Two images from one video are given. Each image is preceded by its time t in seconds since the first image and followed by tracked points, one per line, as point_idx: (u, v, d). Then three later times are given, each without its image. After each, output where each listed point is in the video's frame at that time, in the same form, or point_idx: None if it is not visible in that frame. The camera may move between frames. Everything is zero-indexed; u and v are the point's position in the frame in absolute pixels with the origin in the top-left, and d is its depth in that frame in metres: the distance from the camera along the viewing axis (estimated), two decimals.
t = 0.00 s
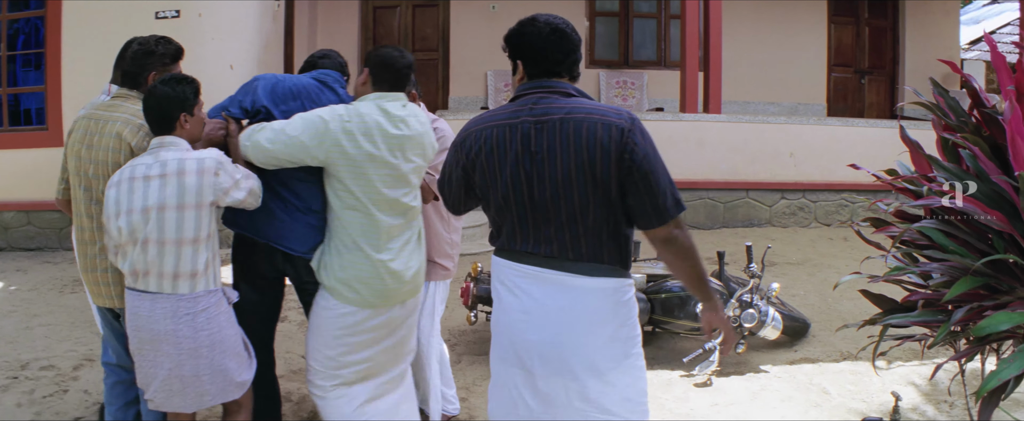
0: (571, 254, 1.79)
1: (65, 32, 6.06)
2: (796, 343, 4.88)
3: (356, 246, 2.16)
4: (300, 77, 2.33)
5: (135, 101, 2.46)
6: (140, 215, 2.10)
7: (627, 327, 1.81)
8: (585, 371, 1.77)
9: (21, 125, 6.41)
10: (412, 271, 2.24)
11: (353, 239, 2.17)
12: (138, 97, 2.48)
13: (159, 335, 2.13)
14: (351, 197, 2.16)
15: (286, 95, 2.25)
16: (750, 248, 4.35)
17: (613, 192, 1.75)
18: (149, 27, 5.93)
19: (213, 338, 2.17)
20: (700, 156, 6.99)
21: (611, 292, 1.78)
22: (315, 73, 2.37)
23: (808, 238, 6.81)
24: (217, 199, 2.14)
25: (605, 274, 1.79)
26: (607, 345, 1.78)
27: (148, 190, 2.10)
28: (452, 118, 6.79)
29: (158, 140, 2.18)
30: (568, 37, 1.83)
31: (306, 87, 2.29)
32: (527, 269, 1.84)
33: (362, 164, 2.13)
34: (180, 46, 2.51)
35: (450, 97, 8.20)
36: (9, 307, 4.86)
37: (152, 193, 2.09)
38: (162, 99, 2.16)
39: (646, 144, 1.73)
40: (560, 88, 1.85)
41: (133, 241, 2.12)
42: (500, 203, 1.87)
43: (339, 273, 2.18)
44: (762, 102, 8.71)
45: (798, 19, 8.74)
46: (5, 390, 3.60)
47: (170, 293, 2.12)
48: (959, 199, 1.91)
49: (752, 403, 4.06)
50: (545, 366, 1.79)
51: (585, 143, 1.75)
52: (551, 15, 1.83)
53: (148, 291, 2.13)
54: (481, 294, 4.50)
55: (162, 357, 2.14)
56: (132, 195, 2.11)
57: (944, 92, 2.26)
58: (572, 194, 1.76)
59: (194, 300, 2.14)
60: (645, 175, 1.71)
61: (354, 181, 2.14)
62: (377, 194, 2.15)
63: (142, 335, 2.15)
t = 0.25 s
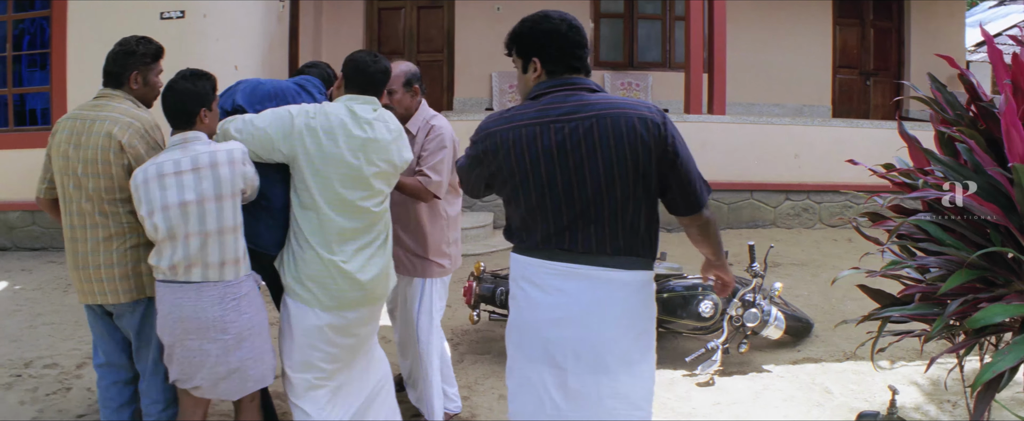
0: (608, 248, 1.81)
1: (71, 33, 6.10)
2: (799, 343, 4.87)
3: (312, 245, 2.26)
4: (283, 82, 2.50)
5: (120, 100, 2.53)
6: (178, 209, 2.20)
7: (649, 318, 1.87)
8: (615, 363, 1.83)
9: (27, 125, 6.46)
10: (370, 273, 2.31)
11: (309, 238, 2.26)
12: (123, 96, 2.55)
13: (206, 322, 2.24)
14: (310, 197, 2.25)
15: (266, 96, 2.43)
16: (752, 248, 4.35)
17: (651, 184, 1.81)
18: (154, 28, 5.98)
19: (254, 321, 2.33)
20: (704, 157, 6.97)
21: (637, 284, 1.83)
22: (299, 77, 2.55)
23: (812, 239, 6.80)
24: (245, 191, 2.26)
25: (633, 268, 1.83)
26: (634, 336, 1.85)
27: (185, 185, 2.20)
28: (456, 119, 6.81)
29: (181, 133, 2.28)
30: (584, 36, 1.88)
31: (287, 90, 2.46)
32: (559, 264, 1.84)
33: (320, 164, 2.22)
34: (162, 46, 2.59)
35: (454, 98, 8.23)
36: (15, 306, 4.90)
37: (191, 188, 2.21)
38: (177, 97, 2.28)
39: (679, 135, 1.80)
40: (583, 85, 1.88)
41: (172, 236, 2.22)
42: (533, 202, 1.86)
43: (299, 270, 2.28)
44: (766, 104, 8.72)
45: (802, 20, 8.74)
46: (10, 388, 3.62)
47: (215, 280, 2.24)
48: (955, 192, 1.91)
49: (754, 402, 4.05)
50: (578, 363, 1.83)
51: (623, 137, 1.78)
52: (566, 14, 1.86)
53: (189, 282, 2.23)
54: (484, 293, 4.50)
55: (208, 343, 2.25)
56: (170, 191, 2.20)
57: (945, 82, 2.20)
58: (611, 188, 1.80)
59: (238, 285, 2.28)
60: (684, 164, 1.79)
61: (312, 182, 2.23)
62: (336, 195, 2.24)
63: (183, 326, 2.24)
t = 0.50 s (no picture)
0: (629, 248, 1.84)
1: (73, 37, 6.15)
2: (799, 346, 4.86)
3: (304, 234, 2.35)
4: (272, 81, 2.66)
5: (110, 101, 2.55)
6: (191, 205, 2.25)
7: (664, 318, 1.89)
8: (631, 362, 1.85)
9: (29, 129, 6.49)
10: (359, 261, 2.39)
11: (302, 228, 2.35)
12: (112, 97, 2.57)
13: (217, 314, 2.28)
14: (303, 188, 2.34)
15: (256, 97, 2.60)
16: (750, 251, 4.35)
17: (675, 185, 1.84)
18: (156, 32, 6.03)
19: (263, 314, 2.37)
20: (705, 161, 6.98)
21: (653, 283, 1.85)
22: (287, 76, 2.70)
23: (813, 243, 6.79)
24: (253, 184, 2.32)
25: (649, 267, 1.86)
26: (650, 336, 1.86)
27: (197, 182, 2.25)
28: (457, 123, 6.82)
29: (193, 133, 2.32)
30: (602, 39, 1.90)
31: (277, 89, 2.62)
32: (579, 263, 1.85)
33: (311, 155, 2.33)
34: (146, 48, 2.62)
35: (456, 102, 8.25)
36: (17, 308, 4.92)
37: (203, 185, 2.26)
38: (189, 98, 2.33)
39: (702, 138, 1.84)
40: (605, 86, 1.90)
41: (182, 232, 2.25)
42: (556, 202, 1.88)
43: (292, 259, 2.37)
44: (768, 109, 8.72)
45: (803, 25, 8.74)
46: (11, 389, 3.63)
47: (227, 274, 2.29)
48: (947, 188, 1.91)
49: (753, 405, 4.04)
50: (596, 363, 1.84)
51: (649, 139, 1.81)
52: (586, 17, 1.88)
53: (201, 276, 2.28)
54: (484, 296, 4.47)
55: (219, 335, 2.29)
56: (183, 188, 2.25)
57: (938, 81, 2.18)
58: (636, 189, 1.82)
59: (247, 278, 2.33)
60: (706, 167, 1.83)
61: (303, 172, 2.33)
62: (326, 184, 2.33)
63: (194, 319, 2.28)
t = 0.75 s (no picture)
0: (631, 252, 1.83)
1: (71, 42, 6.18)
2: (795, 349, 4.86)
3: (278, 232, 2.48)
4: (257, 81, 2.75)
5: (109, 103, 2.58)
6: (176, 204, 2.34)
7: (670, 323, 1.88)
8: (633, 366, 1.84)
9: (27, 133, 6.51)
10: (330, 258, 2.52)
11: (275, 226, 2.48)
12: (110, 100, 2.59)
13: (201, 309, 2.37)
14: (277, 189, 2.46)
15: (242, 96, 2.67)
16: (745, 254, 4.34)
17: (678, 193, 1.81)
18: (154, 37, 6.07)
19: (246, 309, 2.44)
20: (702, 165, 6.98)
21: (658, 288, 1.84)
22: (272, 75, 2.78)
23: (809, 247, 6.79)
24: (234, 183, 2.41)
25: (656, 272, 1.84)
26: (655, 341, 1.85)
27: (181, 181, 2.35)
28: (455, 128, 6.82)
29: (175, 136, 2.43)
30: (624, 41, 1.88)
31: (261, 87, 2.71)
32: (579, 265, 1.86)
33: (286, 157, 2.44)
34: (140, 53, 2.68)
35: (453, 107, 8.26)
36: (14, 311, 4.93)
37: (186, 184, 2.35)
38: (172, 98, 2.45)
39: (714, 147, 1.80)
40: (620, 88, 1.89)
41: (167, 230, 2.35)
42: (559, 203, 1.89)
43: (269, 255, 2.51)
44: (765, 113, 8.74)
45: (800, 30, 8.76)
46: (7, 391, 3.63)
47: (209, 269, 2.37)
48: (936, 187, 1.89)
49: (749, 408, 4.03)
50: (596, 365, 1.85)
51: (656, 145, 1.79)
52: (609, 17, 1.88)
53: (186, 272, 2.36)
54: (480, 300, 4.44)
55: (203, 330, 2.37)
56: (166, 188, 2.34)
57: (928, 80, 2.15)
58: (639, 194, 1.81)
59: (230, 273, 2.40)
60: (714, 179, 1.78)
61: (277, 174, 2.45)
62: (299, 185, 2.45)
63: (178, 315, 2.37)
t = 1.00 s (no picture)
0: (619, 253, 1.83)
1: (70, 44, 6.20)
2: (792, 351, 4.86)
3: (274, 233, 2.57)
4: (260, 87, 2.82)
5: (111, 104, 2.65)
6: (165, 195, 2.44)
7: (668, 326, 1.87)
8: (623, 368, 1.84)
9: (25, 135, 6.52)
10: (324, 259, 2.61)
11: (271, 226, 2.57)
12: (112, 101, 2.67)
13: (189, 298, 2.45)
14: (273, 191, 2.55)
15: (243, 99, 2.74)
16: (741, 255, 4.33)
17: (664, 202, 1.77)
18: (152, 40, 6.11)
19: (230, 298, 2.55)
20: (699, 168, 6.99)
21: (654, 292, 1.82)
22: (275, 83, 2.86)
23: (807, 250, 6.79)
24: (222, 177, 2.51)
25: (654, 276, 1.83)
26: (651, 343, 1.85)
27: (170, 174, 2.44)
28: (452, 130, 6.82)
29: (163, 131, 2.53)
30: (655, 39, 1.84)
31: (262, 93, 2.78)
32: (570, 263, 1.89)
33: (283, 161, 2.53)
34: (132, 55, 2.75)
35: (451, 110, 8.29)
36: (11, 313, 4.93)
37: (174, 176, 2.44)
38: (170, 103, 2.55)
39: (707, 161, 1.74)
40: (630, 91, 1.88)
41: (157, 221, 2.44)
42: (557, 201, 1.92)
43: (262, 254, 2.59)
44: (762, 116, 8.76)
45: (797, 33, 8.78)
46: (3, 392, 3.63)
47: (196, 260, 2.47)
48: (925, 183, 1.87)
49: (745, 409, 4.03)
50: (587, 363, 1.86)
51: (646, 151, 1.77)
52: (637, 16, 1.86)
53: (173, 262, 2.45)
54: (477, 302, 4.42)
55: (189, 317, 2.46)
56: (154, 179, 2.44)
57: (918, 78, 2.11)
58: (626, 198, 1.79)
59: (216, 263, 2.51)
60: (700, 193, 1.72)
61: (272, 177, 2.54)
62: (296, 189, 2.54)
63: (166, 303, 2.45)
